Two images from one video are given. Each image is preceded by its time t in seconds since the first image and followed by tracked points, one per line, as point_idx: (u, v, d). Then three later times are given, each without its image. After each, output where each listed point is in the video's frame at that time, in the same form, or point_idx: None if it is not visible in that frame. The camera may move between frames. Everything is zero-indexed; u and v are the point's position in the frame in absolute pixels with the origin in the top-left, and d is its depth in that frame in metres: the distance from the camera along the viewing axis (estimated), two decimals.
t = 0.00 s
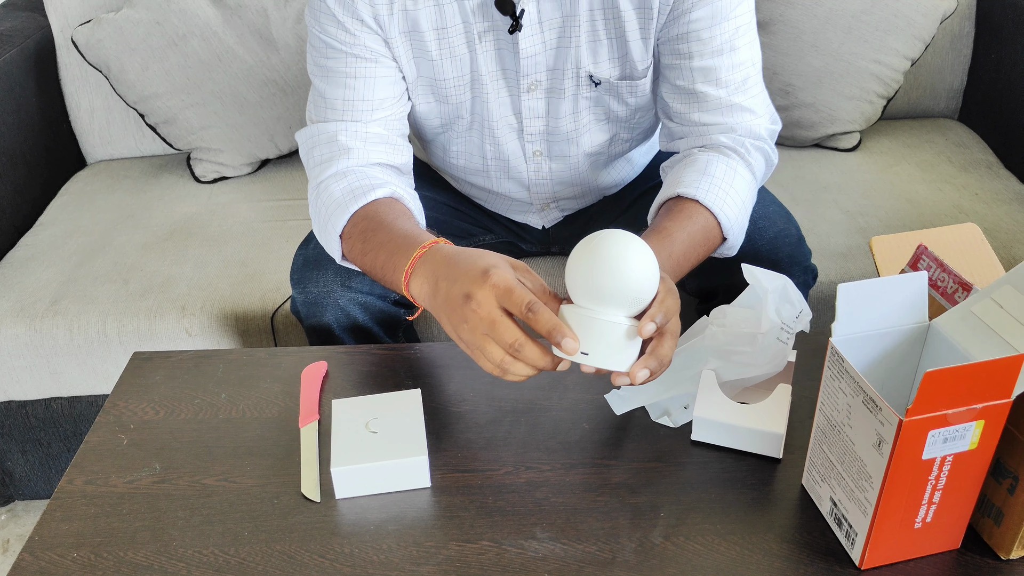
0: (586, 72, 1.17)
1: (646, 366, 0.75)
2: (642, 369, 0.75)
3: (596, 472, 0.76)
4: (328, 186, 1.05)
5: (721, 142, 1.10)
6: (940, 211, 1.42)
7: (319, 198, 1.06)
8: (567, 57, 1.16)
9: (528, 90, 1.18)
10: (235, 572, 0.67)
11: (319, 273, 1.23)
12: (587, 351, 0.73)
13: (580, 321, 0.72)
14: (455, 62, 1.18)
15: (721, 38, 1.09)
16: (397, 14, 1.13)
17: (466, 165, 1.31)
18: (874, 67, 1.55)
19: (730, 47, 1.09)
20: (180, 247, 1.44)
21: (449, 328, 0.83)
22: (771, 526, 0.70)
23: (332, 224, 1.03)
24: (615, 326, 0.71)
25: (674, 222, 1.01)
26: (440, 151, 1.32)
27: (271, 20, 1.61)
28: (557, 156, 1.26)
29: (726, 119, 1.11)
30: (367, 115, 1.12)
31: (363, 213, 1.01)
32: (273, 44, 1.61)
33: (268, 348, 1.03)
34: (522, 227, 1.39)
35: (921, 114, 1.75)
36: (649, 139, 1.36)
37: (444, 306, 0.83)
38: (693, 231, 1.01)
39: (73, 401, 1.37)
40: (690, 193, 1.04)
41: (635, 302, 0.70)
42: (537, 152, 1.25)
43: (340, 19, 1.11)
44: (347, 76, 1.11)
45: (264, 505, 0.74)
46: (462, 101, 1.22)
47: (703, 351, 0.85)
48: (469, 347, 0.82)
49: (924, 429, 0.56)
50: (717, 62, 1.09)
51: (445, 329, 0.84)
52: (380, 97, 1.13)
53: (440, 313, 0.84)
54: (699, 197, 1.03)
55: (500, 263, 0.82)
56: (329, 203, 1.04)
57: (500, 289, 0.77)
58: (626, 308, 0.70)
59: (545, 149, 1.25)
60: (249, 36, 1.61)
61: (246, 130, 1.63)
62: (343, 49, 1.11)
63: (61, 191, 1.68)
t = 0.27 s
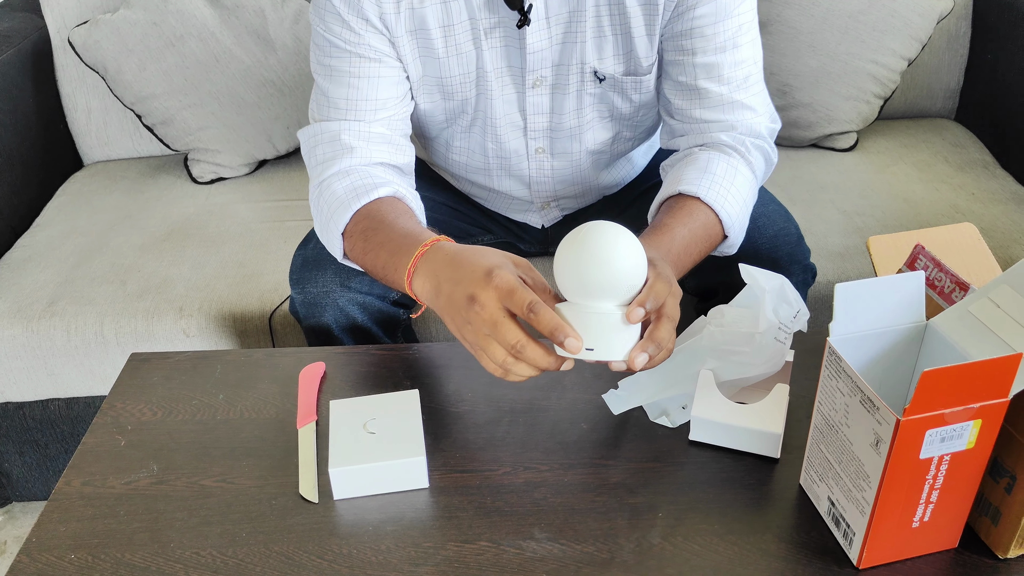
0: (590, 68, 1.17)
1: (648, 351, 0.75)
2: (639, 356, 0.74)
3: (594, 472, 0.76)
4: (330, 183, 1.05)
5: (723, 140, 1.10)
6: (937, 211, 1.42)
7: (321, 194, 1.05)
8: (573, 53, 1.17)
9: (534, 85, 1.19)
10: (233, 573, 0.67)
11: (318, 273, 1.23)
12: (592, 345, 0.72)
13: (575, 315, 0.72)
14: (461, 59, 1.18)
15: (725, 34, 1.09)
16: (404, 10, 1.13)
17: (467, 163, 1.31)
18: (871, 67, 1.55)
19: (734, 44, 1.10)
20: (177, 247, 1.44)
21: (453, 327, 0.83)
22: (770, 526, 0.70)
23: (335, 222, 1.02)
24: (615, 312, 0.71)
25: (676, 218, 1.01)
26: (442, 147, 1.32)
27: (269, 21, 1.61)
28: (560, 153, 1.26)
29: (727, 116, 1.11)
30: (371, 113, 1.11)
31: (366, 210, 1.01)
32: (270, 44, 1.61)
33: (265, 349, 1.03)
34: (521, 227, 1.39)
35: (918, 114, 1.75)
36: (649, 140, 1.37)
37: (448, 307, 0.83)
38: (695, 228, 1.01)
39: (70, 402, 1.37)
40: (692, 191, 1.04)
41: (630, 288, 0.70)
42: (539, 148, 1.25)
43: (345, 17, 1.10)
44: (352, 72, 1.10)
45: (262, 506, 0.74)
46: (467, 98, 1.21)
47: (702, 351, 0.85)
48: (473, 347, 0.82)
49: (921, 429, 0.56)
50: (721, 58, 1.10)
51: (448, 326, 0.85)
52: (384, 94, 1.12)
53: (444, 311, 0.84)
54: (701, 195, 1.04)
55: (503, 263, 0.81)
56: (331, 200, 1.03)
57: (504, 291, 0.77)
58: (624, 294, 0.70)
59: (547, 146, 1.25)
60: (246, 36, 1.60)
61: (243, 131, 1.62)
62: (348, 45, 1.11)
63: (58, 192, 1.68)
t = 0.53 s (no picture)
0: (592, 66, 1.17)
1: (646, 345, 0.74)
2: (640, 350, 0.74)
3: (592, 472, 0.76)
4: (330, 182, 1.05)
5: (723, 140, 1.10)
6: (935, 211, 1.42)
7: (321, 192, 1.06)
8: (575, 51, 1.17)
9: (536, 83, 1.19)
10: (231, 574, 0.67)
11: (316, 273, 1.22)
12: (590, 340, 0.72)
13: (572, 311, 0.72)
14: (463, 58, 1.18)
15: (725, 34, 1.09)
16: (407, 9, 1.13)
17: (466, 161, 1.31)
18: (868, 67, 1.55)
19: (735, 43, 1.10)
20: (175, 248, 1.44)
21: (452, 323, 0.84)
22: (768, 526, 0.70)
23: (336, 221, 1.02)
24: (613, 306, 0.71)
25: (675, 217, 1.01)
26: (443, 146, 1.32)
27: (267, 21, 1.61)
28: (560, 152, 1.26)
29: (727, 116, 1.12)
30: (373, 113, 1.11)
31: (365, 208, 1.01)
32: (268, 45, 1.61)
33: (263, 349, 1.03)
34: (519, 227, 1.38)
35: (915, 115, 1.75)
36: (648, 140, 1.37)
37: (448, 302, 0.84)
38: (694, 227, 1.01)
39: (67, 403, 1.37)
40: (691, 190, 1.04)
41: (626, 282, 0.71)
42: (539, 147, 1.25)
43: (347, 17, 1.10)
44: (354, 71, 1.10)
45: (260, 506, 0.74)
46: (469, 96, 1.21)
47: (701, 352, 0.85)
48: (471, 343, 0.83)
49: (919, 429, 0.56)
50: (721, 57, 1.10)
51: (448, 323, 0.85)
52: (385, 94, 1.12)
53: (444, 308, 0.85)
54: (701, 194, 1.04)
55: (504, 259, 0.81)
56: (331, 199, 1.03)
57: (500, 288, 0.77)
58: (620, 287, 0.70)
59: (547, 145, 1.25)
60: (244, 37, 1.60)
61: (241, 132, 1.62)
62: (350, 44, 1.11)
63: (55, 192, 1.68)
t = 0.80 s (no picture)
0: (589, 67, 1.17)
1: (636, 338, 0.75)
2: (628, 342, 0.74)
3: (591, 472, 0.76)
4: (326, 182, 1.05)
5: (719, 140, 1.10)
6: (933, 210, 1.42)
7: (316, 192, 1.06)
8: (572, 51, 1.16)
9: (533, 83, 1.18)
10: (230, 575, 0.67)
11: (314, 274, 1.22)
12: (578, 332, 0.73)
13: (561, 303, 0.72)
14: (460, 58, 1.18)
15: (721, 34, 1.09)
16: (403, 9, 1.13)
17: (464, 161, 1.31)
18: (866, 67, 1.56)
19: (730, 43, 1.10)
20: (173, 249, 1.44)
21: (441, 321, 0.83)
22: (766, 526, 0.70)
23: (332, 220, 1.02)
24: (601, 298, 0.71)
25: (671, 216, 1.01)
26: (440, 146, 1.32)
27: (265, 22, 1.61)
28: (557, 152, 1.26)
29: (723, 116, 1.12)
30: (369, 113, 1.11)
31: (361, 207, 1.01)
32: (266, 45, 1.61)
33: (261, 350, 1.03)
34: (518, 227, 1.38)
35: (914, 114, 1.76)
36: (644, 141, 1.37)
37: (436, 300, 0.83)
38: (690, 226, 1.01)
39: (66, 404, 1.36)
40: (688, 190, 1.04)
41: (616, 275, 0.71)
42: (537, 147, 1.25)
43: (344, 17, 1.10)
44: (351, 71, 1.10)
45: (258, 507, 0.74)
46: (466, 96, 1.21)
47: (700, 352, 0.84)
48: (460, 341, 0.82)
49: (917, 429, 0.56)
50: (717, 58, 1.10)
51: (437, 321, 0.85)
52: (382, 94, 1.12)
53: (433, 306, 0.84)
54: (697, 194, 1.04)
55: (492, 255, 0.81)
56: (327, 199, 1.03)
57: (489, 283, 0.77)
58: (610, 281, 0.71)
59: (544, 145, 1.25)
60: (242, 37, 1.60)
61: (239, 132, 1.62)
62: (347, 44, 1.10)
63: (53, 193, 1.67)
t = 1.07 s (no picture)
0: (587, 67, 1.17)
1: (636, 333, 0.74)
2: (628, 337, 0.73)
3: (590, 472, 0.76)
4: (325, 181, 1.05)
5: (718, 141, 1.10)
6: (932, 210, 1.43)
7: (315, 190, 1.06)
8: (570, 51, 1.16)
9: (531, 84, 1.18)
10: None
11: (313, 274, 1.22)
12: (577, 327, 0.72)
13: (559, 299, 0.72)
14: (459, 58, 1.18)
15: (719, 34, 1.09)
16: (402, 9, 1.13)
17: (462, 161, 1.31)
18: (865, 67, 1.56)
19: (728, 44, 1.10)
20: (172, 249, 1.44)
21: (440, 320, 0.83)
22: (765, 526, 0.70)
23: (330, 219, 1.02)
24: (600, 293, 0.71)
25: (669, 216, 1.01)
26: (439, 146, 1.32)
27: (264, 22, 1.61)
28: (556, 153, 1.26)
29: (721, 116, 1.12)
30: (368, 113, 1.11)
31: (359, 207, 1.01)
32: (265, 45, 1.61)
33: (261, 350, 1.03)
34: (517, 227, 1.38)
35: (913, 114, 1.76)
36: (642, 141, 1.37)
37: (435, 298, 0.83)
38: (689, 226, 1.01)
39: (65, 404, 1.36)
40: (686, 190, 1.04)
41: (614, 271, 0.71)
42: (535, 148, 1.25)
43: (342, 17, 1.10)
44: (350, 72, 1.10)
45: (258, 507, 0.74)
46: (464, 96, 1.21)
47: (700, 352, 0.84)
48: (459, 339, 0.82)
49: (916, 428, 0.56)
50: (715, 58, 1.10)
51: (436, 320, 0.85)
52: (380, 94, 1.12)
53: (431, 304, 0.84)
54: (695, 195, 1.04)
55: (490, 253, 0.81)
56: (326, 198, 1.03)
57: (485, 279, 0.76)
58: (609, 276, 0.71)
59: (543, 146, 1.25)
60: (241, 37, 1.60)
61: (239, 132, 1.62)
62: (345, 44, 1.10)
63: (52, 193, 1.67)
